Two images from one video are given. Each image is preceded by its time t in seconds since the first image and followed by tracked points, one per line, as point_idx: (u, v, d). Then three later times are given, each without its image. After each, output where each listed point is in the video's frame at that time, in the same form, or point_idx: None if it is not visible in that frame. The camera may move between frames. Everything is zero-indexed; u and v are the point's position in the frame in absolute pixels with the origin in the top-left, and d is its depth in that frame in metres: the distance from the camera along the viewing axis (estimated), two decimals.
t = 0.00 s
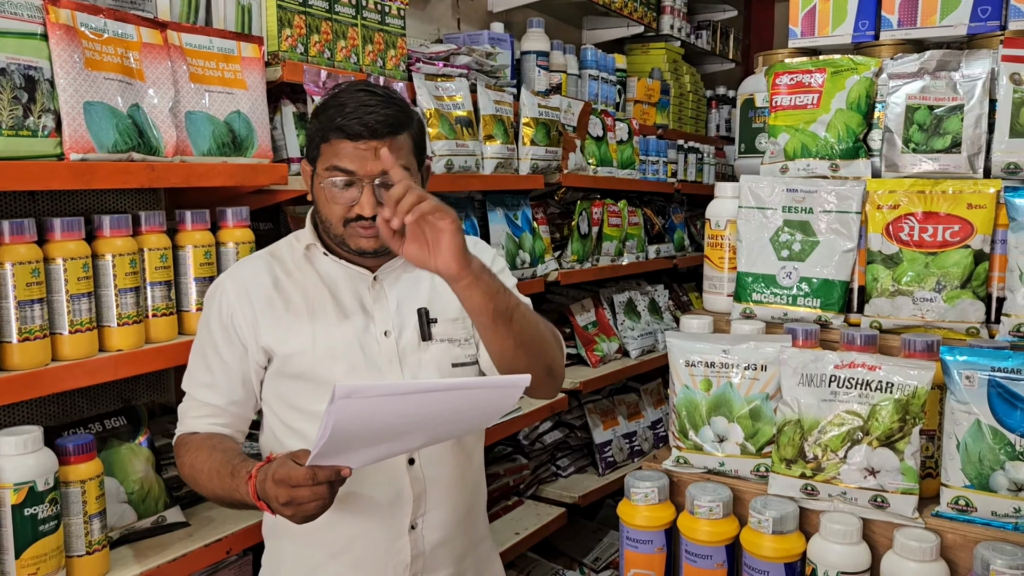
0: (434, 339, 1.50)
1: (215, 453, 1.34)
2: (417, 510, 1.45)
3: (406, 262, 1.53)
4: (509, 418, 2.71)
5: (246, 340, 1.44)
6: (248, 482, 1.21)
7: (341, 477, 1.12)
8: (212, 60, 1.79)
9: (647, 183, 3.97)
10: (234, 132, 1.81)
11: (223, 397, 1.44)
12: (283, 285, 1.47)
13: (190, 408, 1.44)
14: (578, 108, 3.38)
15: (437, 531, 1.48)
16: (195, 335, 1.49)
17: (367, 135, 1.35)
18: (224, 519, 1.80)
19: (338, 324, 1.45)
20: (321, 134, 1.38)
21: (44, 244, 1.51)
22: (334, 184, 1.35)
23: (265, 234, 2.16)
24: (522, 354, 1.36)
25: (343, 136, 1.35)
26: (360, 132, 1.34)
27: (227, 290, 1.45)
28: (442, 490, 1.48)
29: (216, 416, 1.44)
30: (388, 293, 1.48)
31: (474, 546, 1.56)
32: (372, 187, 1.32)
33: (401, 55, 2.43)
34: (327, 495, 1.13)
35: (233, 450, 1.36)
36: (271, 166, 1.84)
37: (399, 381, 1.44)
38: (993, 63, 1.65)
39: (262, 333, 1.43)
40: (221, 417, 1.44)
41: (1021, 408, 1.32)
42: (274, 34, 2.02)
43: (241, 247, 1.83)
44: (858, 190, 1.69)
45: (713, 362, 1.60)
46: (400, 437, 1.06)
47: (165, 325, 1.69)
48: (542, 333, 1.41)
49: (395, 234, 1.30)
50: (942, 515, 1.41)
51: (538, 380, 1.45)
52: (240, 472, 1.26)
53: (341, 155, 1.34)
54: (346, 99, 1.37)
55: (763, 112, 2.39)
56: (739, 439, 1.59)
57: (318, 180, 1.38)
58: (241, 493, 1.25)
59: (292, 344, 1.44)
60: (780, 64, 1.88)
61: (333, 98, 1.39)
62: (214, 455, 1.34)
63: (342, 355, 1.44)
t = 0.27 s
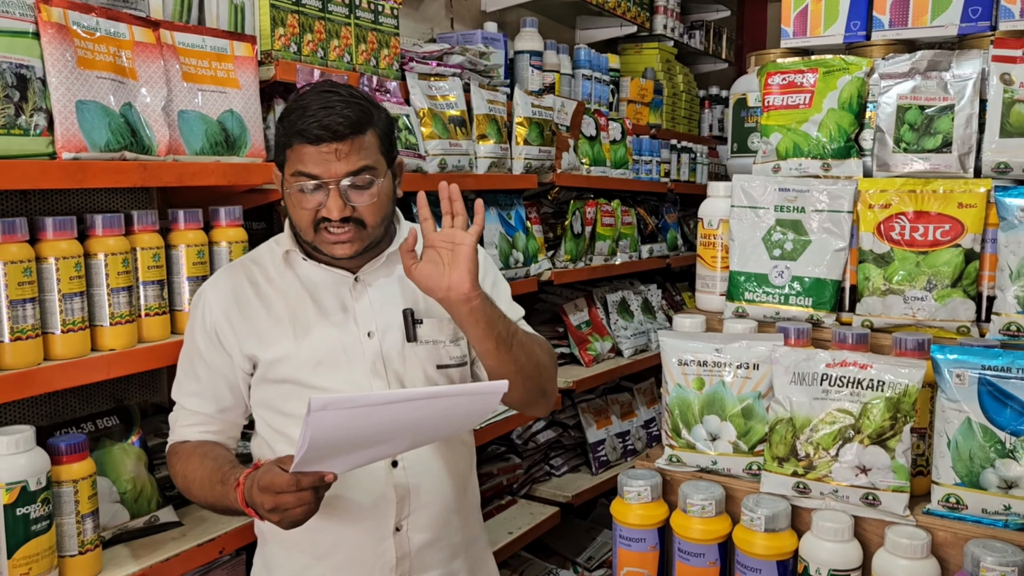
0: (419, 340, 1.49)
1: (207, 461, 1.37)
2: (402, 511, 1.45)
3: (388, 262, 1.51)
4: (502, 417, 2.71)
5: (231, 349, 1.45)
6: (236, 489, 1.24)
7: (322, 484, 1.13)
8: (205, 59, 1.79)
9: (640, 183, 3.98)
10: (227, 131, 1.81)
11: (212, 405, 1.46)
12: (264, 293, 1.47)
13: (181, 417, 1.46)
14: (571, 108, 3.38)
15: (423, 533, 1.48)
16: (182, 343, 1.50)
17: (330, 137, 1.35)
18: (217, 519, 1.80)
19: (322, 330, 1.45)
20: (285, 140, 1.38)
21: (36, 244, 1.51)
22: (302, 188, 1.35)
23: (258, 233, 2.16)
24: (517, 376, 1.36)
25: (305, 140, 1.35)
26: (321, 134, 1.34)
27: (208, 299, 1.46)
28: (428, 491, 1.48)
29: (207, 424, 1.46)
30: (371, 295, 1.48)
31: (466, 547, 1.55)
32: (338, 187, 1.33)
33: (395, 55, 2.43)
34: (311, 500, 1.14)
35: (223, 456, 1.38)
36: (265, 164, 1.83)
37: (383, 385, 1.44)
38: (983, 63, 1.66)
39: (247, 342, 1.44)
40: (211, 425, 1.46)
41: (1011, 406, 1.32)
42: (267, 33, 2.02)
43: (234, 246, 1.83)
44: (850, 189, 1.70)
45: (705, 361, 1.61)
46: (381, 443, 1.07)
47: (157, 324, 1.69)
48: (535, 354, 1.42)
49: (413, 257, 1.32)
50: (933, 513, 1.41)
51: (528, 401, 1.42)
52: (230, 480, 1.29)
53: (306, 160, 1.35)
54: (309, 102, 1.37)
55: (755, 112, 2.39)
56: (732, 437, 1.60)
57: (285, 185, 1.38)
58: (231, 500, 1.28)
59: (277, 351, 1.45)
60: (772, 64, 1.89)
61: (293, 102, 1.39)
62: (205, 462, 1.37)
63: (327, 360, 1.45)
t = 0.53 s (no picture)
0: (403, 343, 1.52)
1: (181, 466, 1.36)
2: (384, 518, 1.46)
3: (371, 265, 1.54)
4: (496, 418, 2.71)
5: (208, 350, 1.45)
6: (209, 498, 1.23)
7: (294, 496, 1.12)
8: (200, 59, 1.79)
9: (635, 183, 3.98)
10: (221, 131, 1.81)
11: (187, 407, 1.46)
12: (245, 292, 1.47)
13: (154, 418, 1.46)
14: (566, 108, 3.39)
15: (405, 539, 1.49)
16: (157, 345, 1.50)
17: (326, 100, 1.43)
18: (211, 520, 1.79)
19: (304, 331, 1.46)
20: (280, 112, 1.45)
21: (30, 244, 1.50)
22: (295, 150, 1.41)
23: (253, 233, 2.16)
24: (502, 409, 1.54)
25: (303, 102, 1.43)
26: (320, 96, 1.43)
27: (184, 300, 1.45)
28: (409, 497, 1.49)
29: (181, 426, 1.45)
30: (355, 297, 1.50)
31: (447, 552, 1.57)
32: (334, 147, 1.40)
33: (390, 55, 2.44)
34: (285, 511, 1.13)
35: (199, 461, 1.37)
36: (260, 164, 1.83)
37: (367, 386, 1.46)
38: (976, 63, 1.67)
39: (225, 342, 1.44)
40: (185, 428, 1.45)
41: (1003, 404, 1.33)
42: (261, 33, 2.01)
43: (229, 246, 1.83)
44: (843, 189, 1.70)
45: (700, 360, 1.61)
46: (349, 457, 1.07)
47: (152, 324, 1.68)
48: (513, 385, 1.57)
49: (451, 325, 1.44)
50: (926, 511, 1.42)
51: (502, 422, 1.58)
52: (202, 487, 1.28)
53: (302, 121, 1.42)
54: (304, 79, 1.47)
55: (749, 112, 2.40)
56: (726, 436, 1.61)
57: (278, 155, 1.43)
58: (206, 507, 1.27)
59: (257, 352, 1.45)
60: (766, 64, 1.90)
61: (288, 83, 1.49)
62: (180, 468, 1.35)
63: (309, 361, 1.45)
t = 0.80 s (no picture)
0: (387, 342, 1.55)
1: (153, 464, 1.31)
2: (367, 518, 1.48)
3: (355, 265, 1.57)
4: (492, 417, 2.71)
5: (186, 341, 1.41)
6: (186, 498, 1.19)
7: (279, 498, 1.12)
8: (195, 59, 1.79)
9: (631, 182, 3.99)
10: (217, 131, 1.81)
11: (159, 403, 1.41)
12: (228, 285, 1.46)
13: (121, 414, 1.40)
14: (562, 107, 3.39)
15: (384, 539, 1.51)
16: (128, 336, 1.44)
17: (322, 120, 1.38)
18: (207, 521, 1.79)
19: (289, 328, 1.47)
20: (272, 120, 1.39)
21: (26, 245, 1.50)
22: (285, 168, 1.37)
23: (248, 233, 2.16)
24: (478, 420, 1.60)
25: (297, 120, 1.37)
26: (316, 117, 1.37)
27: (163, 290, 1.42)
28: (392, 498, 1.51)
29: (151, 422, 1.40)
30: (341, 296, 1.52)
31: (418, 554, 1.59)
32: (326, 174, 1.37)
33: (385, 55, 2.44)
34: (267, 515, 1.12)
35: (171, 460, 1.33)
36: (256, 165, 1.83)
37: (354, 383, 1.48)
38: (970, 62, 1.68)
39: (206, 335, 1.42)
40: (156, 424, 1.41)
41: (998, 402, 1.33)
42: (256, 33, 2.01)
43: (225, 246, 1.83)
44: (838, 187, 1.71)
45: (696, 359, 1.62)
46: (340, 461, 1.09)
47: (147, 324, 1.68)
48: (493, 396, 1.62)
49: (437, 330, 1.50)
50: (922, 509, 1.42)
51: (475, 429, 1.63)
52: (179, 487, 1.23)
53: (294, 140, 1.37)
54: (300, 87, 1.40)
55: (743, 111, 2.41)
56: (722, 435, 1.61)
57: (267, 168, 1.40)
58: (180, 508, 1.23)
59: (239, 346, 1.44)
60: (761, 64, 1.90)
61: (283, 86, 1.41)
62: (151, 466, 1.30)
63: (293, 357, 1.46)
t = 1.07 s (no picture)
0: (370, 344, 1.57)
1: (139, 469, 1.28)
2: (353, 516, 1.49)
3: (337, 270, 1.59)
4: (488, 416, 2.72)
5: (169, 346, 1.39)
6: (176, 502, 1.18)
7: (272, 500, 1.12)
8: (189, 59, 1.79)
9: (626, 180, 3.99)
10: (211, 131, 1.81)
11: (143, 407, 1.37)
12: (209, 290, 1.44)
13: (104, 419, 1.36)
14: (557, 106, 3.39)
15: (369, 536, 1.52)
16: (104, 340, 1.40)
17: (314, 147, 1.34)
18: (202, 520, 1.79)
19: (274, 330, 1.47)
20: (261, 138, 1.34)
21: (20, 245, 1.50)
22: (275, 191, 1.34)
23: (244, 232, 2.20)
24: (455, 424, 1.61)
25: (287, 145, 1.33)
26: (307, 143, 1.33)
27: (145, 294, 1.38)
28: (377, 495, 1.52)
29: (134, 427, 1.36)
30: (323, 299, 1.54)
31: (400, 552, 1.61)
32: (316, 201, 1.34)
33: (380, 54, 2.44)
34: (260, 517, 1.12)
35: (157, 466, 1.30)
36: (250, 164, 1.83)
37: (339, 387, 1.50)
38: (963, 61, 1.68)
39: (189, 340, 1.40)
40: (140, 428, 1.37)
41: (990, 400, 1.34)
42: (250, 32, 2.01)
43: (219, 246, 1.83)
44: (832, 186, 1.71)
45: (690, 358, 1.62)
46: (331, 468, 1.10)
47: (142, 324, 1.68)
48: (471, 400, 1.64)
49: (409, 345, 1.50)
50: (914, 506, 1.43)
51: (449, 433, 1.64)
52: (168, 491, 1.21)
53: (283, 164, 1.33)
54: (289, 106, 1.35)
55: (738, 110, 2.43)
56: (717, 433, 1.62)
57: (255, 187, 1.36)
58: (170, 513, 1.21)
59: (223, 351, 1.42)
60: (755, 63, 1.91)
61: (274, 104, 1.36)
62: (138, 471, 1.28)
63: (278, 360, 1.46)
